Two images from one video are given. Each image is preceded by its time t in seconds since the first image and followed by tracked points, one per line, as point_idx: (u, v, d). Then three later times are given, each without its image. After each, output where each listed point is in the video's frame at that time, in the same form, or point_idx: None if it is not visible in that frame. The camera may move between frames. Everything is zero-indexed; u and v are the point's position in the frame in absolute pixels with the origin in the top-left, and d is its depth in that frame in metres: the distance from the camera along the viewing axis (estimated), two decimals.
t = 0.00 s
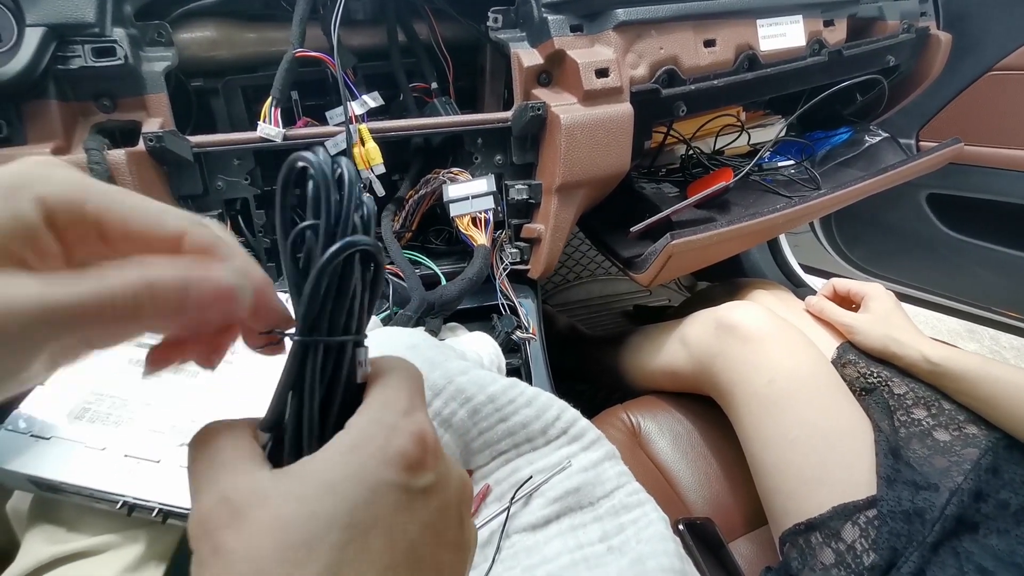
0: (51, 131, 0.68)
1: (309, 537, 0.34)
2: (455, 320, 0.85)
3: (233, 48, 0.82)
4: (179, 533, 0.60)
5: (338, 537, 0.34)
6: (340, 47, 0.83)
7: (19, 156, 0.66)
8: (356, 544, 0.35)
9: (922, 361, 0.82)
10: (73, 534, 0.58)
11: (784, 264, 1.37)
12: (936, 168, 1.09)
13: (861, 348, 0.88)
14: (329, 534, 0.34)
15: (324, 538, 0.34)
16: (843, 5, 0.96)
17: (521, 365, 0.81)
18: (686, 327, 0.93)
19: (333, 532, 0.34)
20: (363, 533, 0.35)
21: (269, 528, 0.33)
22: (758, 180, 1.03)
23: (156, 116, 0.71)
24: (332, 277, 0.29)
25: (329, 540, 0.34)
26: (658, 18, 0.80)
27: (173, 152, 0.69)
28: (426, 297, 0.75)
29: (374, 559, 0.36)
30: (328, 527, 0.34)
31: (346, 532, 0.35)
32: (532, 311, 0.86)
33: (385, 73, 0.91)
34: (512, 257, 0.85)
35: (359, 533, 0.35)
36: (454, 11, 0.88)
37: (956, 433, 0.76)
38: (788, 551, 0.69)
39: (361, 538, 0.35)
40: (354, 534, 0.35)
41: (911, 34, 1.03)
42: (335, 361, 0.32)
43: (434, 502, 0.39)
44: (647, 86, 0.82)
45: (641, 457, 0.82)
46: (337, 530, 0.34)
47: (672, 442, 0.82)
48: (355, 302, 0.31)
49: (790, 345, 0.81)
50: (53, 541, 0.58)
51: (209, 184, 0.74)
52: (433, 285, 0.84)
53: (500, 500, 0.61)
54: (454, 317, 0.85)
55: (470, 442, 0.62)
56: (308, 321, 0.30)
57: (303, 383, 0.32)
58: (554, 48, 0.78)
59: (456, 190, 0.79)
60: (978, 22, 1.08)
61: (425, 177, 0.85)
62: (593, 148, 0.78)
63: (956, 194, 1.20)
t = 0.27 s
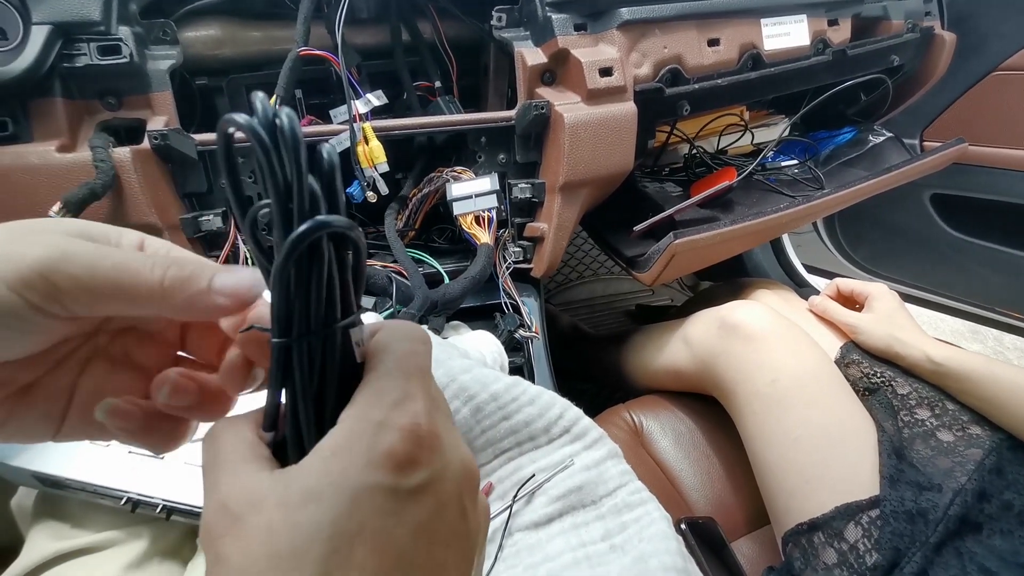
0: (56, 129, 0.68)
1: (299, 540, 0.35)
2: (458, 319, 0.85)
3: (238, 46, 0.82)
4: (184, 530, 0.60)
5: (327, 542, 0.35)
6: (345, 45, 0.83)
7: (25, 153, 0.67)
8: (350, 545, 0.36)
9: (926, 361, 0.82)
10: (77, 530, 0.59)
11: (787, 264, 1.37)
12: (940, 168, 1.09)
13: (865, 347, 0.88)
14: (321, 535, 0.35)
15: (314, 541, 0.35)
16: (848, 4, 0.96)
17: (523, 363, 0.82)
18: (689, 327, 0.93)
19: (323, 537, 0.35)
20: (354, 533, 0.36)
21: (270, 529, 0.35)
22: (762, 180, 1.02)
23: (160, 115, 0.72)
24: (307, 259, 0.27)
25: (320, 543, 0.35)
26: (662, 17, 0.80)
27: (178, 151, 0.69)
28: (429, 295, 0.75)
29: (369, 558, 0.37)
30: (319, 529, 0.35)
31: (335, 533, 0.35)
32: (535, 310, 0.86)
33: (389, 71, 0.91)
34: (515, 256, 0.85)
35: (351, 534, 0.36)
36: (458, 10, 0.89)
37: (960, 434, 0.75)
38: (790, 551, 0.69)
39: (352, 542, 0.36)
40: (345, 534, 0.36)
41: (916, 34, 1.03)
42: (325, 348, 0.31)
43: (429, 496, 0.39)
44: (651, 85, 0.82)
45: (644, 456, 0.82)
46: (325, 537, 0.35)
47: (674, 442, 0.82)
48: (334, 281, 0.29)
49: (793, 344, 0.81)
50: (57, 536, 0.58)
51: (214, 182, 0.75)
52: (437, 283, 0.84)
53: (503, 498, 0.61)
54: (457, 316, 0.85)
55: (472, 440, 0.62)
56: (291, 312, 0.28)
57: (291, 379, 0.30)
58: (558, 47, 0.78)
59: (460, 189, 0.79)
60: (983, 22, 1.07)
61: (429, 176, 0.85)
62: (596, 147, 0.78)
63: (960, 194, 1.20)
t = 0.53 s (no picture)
0: (59, 127, 0.68)
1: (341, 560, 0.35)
2: (460, 318, 0.85)
3: (240, 45, 0.82)
4: (186, 527, 0.60)
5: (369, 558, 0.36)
6: (347, 44, 0.83)
7: (27, 151, 0.67)
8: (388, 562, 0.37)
9: (929, 361, 0.82)
10: (79, 527, 0.59)
11: (789, 264, 1.37)
12: (943, 169, 1.09)
13: (866, 348, 0.88)
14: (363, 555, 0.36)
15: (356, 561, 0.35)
16: (851, 3, 0.96)
17: (525, 363, 0.82)
18: (691, 327, 0.93)
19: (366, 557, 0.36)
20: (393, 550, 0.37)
21: (303, 552, 0.34)
22: (764, 180, 1.02)
23: (163, 113, 0.72)
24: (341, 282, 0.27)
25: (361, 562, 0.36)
26: (665, 16, 0.80)
27: (181, 149, 0.70)
28: (431, 294, 0.75)
29: (406, 574, 0.38)
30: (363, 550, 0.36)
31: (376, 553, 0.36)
32: (537, 309, 0.86)
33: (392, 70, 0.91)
34: (517, 255, 0.85)
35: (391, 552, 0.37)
36: (460, 9, 0.89)
37: (962, 434, 0.75)
38: (792, 552, 0.69)
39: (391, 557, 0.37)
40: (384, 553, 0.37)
41: (920, 34, 1.03)
42: (347, 369, 0.31)
43: (457, 509, 0.40)
44: (654, 84, 0.81)
45: (645, 456, 0.82)
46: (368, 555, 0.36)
47: (676, 442, 0.82)
48: (366, 305, 0.29)
49: (795, 345, 0.80)
50: (59, 534, 0.58)
51: (216, 181, 0.75)
52: (438, 282, 0.84)
53: (504, 498, 0.61)
54: (459, 315, 0.85)
55: (474, 439, 0.62)
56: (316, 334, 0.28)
57: (316, 399, 0.30)
58: (561, 46, 0.77)
59: (462, 188, 0.79)
60: (987, 22, 1.07)
61: (430, 175, 0.85)
62: (599, 147, 0.78)
63: (964, 194, 1.19)
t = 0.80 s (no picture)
0: (62, 126, 0.68)
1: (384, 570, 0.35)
2: (462, 317, 0.85)
3: (243, 44, 0.82)
4: (189, 526, 0.60)
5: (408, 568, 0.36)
6: (350, 44, 0.83)
7: (31, 150, 0.67)
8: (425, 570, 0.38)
9: (931, 361, 0.81)
10: (83, 526, 0.59)
11: (792, 265, 1.37)
12: (946, 169, 1.08)
13: (868, 348, 0.87)
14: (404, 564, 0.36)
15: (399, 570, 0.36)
16: (855, 3, 0.95)
17: (527, 362, 0.81)
18: (693, 327, 0.93)
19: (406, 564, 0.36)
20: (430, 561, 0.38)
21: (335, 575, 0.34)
22: (767, 180, 1.02)
23: (167, 112, 0.72)
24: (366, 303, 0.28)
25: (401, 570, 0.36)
26: (668, 16, 0.80)
27: (184, 149, 0.70)
28: (433, 294, 0.75)
29: None
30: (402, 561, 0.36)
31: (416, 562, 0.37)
32: (539, 309, 0.86)
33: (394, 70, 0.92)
34: (519, 255, 0.85)
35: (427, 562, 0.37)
36: (463, 9, 0.89)
37: (964, 435, 0.76)
38: (793, 549, 0.68)
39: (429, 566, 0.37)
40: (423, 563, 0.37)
41: (923, 34, 1.02)
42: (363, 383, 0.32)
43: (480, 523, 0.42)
44: (656, 84, 0.81)
45: (647, 456, 0.82)
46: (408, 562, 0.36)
47: (677, 442, 0.82)
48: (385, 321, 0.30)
49: (797, 345, 0.80)
50: (62, 532, 0.59)
51: (219, 180, 0.75)
52: (441, 282, 0.84)
53: (505, 497, 0.61)
54: (461, 314, 0.85)
55: (476, 438, 0.62)
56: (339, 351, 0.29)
57: (334, 413, 0.31)
58: (564, 46, 0.77)
59: (464, 188, 0.79)
60: (991, 22, 1.06)
61: (433, 174, 0.85)
62: (601, 146, 0.78)
63: (967, 195, 1.19)
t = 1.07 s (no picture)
0: (65, 125, 0.68)
1: None
2: (464, 317, 0.85)
3: (246, 44, 0.82)
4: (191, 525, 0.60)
5: None
6: (352, 44, 0.83)
7: (34, 150, 0.67)
8: None
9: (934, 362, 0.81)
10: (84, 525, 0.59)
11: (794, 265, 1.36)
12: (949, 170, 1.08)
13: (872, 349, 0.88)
14: None
15: None
16: (857, 4, 0.95)
17: (528, 362, 0.81)
18: (694, 327, 0.94)
19: None
20: None
21: None
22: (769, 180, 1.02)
23: (169, 112, 0.72)
24: (313, 299, 0.26)
25: None
26: (669, 16, 0.80)
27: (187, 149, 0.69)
28: (434, 293, 0.75)
29: None
30: None
31: None
32: (541, 309, 0.86)
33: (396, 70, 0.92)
34: (521, 255, 0.85)
35: None
36: (465, 9, 0.89)
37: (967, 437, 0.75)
38: (793, 548, 0.68)
39: None
40: None
41: (926, 34, 1.02)
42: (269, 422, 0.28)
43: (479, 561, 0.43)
44: (658, 84, 0.81)
45: (649, 457, 0.82)
46: None
47: (679, 442, 0.82)
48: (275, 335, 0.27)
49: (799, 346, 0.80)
50: (64, 530, 0.59)
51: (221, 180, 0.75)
52: (442, 282, 0.84)
53: (506, 497, 0.60)
54: (462, 315, 0.85)
55: (477, 438, 0.62)
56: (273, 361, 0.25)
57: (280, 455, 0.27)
58: (565, 46, 0.77)
59: (466, 187, 0.79)
60: (995, 22, 1.06)
61: (435, 174, 0.85)
62: (603, 146, 0.78)
63: (970, 196, 1.19)
